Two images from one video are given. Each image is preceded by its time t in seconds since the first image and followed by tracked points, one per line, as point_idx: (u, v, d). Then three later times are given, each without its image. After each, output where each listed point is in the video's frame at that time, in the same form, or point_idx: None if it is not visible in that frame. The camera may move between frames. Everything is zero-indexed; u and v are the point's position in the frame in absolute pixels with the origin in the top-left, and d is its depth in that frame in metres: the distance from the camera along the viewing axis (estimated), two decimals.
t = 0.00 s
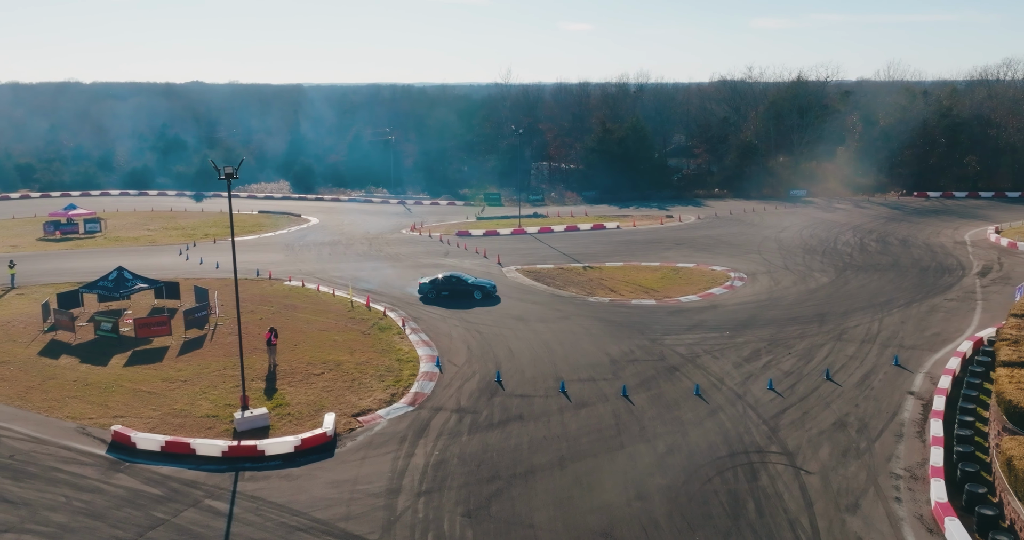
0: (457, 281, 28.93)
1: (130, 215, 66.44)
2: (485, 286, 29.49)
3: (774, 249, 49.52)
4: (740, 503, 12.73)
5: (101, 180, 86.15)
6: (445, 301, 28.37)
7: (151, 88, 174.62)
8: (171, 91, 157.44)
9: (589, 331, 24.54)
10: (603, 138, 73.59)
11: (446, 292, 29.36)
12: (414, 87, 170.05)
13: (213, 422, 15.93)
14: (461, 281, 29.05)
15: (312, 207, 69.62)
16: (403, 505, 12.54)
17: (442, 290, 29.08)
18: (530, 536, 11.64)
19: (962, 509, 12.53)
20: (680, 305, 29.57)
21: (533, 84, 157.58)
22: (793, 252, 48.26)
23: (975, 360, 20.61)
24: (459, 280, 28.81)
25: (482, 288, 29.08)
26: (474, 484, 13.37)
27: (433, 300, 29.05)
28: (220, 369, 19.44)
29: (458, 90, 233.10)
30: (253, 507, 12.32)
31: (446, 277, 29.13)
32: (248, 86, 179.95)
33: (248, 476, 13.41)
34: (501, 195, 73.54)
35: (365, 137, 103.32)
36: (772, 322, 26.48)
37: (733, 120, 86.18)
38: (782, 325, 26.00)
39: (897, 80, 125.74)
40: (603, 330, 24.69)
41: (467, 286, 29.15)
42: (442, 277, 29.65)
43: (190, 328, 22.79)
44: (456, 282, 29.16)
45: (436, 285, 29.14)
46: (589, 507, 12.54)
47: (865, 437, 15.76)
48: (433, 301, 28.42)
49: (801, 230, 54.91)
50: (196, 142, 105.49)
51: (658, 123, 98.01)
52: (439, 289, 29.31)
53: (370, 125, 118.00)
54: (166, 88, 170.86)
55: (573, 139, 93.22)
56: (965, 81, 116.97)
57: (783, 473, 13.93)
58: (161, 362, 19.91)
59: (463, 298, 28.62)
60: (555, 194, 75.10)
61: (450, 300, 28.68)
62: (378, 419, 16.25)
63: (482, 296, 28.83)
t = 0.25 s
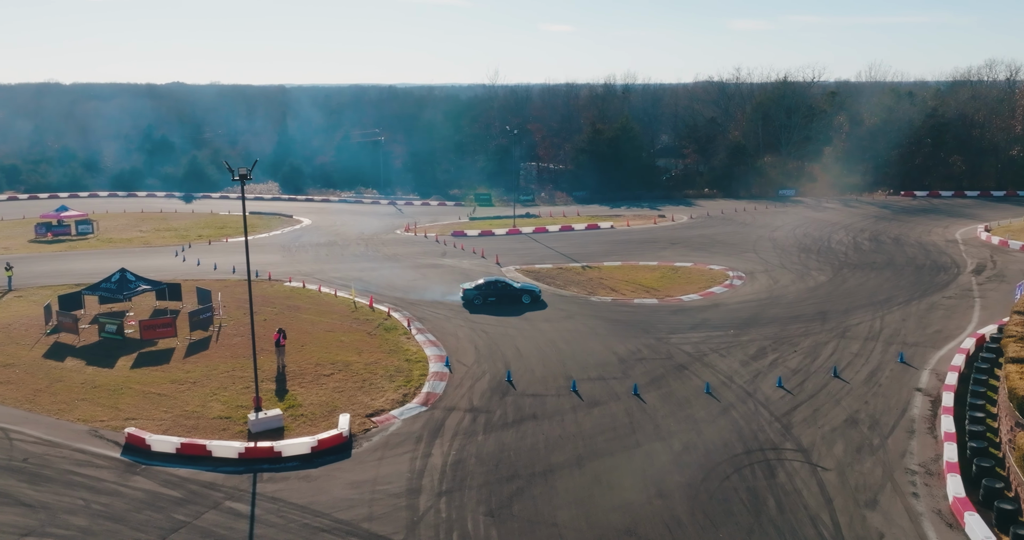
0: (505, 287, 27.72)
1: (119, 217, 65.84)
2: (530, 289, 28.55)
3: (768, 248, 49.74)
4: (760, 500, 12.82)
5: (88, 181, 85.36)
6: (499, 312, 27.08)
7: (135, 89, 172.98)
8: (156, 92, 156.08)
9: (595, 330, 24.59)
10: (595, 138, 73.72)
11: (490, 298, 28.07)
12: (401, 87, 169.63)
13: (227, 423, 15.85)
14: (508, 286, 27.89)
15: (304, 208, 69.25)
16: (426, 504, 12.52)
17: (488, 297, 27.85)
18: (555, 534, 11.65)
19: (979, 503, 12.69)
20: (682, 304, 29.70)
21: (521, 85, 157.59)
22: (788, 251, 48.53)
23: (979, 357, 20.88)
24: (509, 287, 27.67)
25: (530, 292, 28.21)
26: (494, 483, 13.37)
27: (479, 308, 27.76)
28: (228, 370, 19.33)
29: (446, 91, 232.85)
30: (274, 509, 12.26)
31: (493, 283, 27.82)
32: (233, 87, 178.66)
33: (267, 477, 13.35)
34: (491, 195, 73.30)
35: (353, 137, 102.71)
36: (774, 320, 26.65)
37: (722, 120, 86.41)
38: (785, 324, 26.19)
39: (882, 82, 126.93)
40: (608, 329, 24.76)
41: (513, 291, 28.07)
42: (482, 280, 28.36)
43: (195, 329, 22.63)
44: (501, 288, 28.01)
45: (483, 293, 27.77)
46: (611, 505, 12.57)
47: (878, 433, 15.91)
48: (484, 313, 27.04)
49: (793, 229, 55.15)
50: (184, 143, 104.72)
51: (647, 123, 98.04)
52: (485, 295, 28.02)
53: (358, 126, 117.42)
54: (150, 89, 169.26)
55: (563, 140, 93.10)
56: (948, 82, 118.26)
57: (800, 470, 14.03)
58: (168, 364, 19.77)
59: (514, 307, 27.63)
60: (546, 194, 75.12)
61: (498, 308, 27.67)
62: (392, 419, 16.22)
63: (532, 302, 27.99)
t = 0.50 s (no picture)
0: (562, 291, 27.25)
1: (109, 218, 65.19)
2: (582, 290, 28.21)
3: (762, 247, 49.93)
4: (780, 497, 12.88)
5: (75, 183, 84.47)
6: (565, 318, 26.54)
7: (119, 90, 171.30)
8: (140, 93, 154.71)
9: (601, 330, 24.63)
10: (584, 138, 73.66)
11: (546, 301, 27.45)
12: (389, 89, 169.07)
13: (240, 424, 15.76)
14: (564, 288, 27.42)
15: (296, 209, 68.86)
16: (448, 505, 12.50)
17: (546, 302, 27.19)
18: (580, 532, 11.66)
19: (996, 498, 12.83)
20: (685, 303, 29.81)
21: (508, 86, 157.41)
22: (783, 250, 48.73)
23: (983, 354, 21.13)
24: (567, 291, 27.29)
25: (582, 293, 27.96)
26: (514, 482, 13.35)
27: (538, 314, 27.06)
28: (237, 371, 19.23)
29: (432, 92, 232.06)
30: (296, 510, 12.20)
31: (550, 287, 27.21)
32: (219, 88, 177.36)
33: (286, 478, 13.29)
34: (482, 195, 73.07)
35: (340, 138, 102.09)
36: (777, 319, 26.82)
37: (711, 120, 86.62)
38: (788, 322, 26.37)
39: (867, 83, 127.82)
40: (613, 329, 24.81)
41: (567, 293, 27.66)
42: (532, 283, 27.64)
43: (201, 331, 22.48)
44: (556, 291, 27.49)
45: (541, 298, 27.08)
46: (633, 503, 12.59)
47: (890, 430, 16.05)
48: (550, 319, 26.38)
49: (786, 228, 55.37)
50: (171, 144, 103.79)
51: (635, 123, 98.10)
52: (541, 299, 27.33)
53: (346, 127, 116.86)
54: (134, 90, 167.68)
55: (552, 140, 92.97)
56: (932, 83, 119.28)
57: (816, 466, 14.12)
58: (176, 366, 19.62)
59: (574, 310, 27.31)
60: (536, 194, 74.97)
61: (558, 313, 27.15)
62: (406, 419, 16.18)
63: (588, 304, 27.82)
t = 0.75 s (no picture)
0: (625, 291, 27.45)
1: (99, 219, 64.58)
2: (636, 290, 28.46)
3: (757, 246, 50.21)
4: (799, 493, 12.98)
5: (63, 184, 83.64)
6: (635, 317, 26.65)
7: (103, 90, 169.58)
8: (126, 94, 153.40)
9: (607, 329, 24.70)
10: (575, 138, 73.65)
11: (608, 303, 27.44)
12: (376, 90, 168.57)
13: (254, 426, 15.68)
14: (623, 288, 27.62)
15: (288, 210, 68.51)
16: (471, 504, 12.49)
17: (610, 303, 27.19)
18: (604, 531, 11.69)
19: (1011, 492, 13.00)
20: (688, 302, 29.95)
21: (497, 86, 157.19)
22: (778, 248, 49.01)
23: (987, 351, 21.41)
24: (630, 291, 27.54)
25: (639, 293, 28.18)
26: (534, 481, 13.36)
27: (604, 315, 27.00)
28: (246, 373, 19.13)
29: (419, 93, 231.38)
30: (319, 511, 12.17)
31: (614, 288, 27.32)
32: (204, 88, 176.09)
33: (305, 479, 13.25)
34: (472, 196, 72.89)
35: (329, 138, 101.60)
36: (779, 317, 27.01)
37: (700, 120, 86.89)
38: (791, 320, 26.56)
39: (853, 84, 128.80)
40: (619, 327, 24.90)
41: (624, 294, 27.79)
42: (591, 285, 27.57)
43: (206, 332, 22.36)
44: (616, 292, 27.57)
45: (606, 299, 27.07)
46: (654, 501, 12.64)
47: (901, 426, 16.21)
48: (621, 320, 26.38)
49: (779, 227, 55.67)
50: (159, 145, 103.02)
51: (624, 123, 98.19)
52: (604, 300, 27.30)
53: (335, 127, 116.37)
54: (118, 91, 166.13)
55: (542, 140, 92.93)
56: (918, 83, 120.34)
57: (832, 463, 14.23)
58: (184, 368, 19.50)
59: (636, 310, 27.56)
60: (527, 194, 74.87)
61: (622, 313, 27.23)
62: (421, 420, 16.16)
63: (645, 303, 28.19)
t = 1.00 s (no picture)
0: (688, 290, 27.85)
1: (89, 221, 63.91)
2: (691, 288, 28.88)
3: (751, 245, 50.42)
4: (818, 490, 13.07)
5: (49, 186, 82.70)
6: (704, 315, 27.04)
7: (85, 91, 167.83)
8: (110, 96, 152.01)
9: (613, 327, 24.77)
10: (564, 139, 73.56)
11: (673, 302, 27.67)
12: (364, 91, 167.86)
13: (267, 427, 15.62)
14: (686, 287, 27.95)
15: (279, 211, 68.06)
16: (492, 503, 12.50)
17: (677, 302, 27.44)
18: (628, 528, 11.73)
19: None
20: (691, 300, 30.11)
21: (485, 87, 156.91)
22: (772, 247, 49.25)
23: (989, 348, 21.67)
24: (692, 289, 28.01)
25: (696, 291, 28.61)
26: (554, 481, 13.37)
27: (674, 313, 27.19)
28: (255, 374, 19.05)
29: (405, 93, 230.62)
30: (341, 512, 12.14)
31: (679, 286, 27.65)
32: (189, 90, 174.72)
33: (325, 481, 13.19)
34: (463, 197, 72.65)
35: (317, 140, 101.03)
36: (782, 315, 27.19)
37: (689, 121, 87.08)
38: (793, 318, 26.75)
39: (838, 84, 129.67)
40: (624, 326, 24.96)
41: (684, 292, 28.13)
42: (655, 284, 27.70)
43: (211, 333, 22.22)
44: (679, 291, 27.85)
45: (674, 298, 27.32)
46: (674, 499, 12.69)
47: (912, 422, 16.38)
48: (693, 318, 26.68)
49: (771, 226, 55.91)
50: (145, 146, 102.07)
51: (613, 123, 98.26)
52: (671, 300, 27.50)
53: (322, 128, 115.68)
54: (102, 92, 164.51)
55: (531, 140, 92.81)
56: (901, 83, 121.26)
57: (848, 460, 14.34)
58: (192, 369, 19.38)
59: (698, 308, 28.02)
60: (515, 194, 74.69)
61: (687, 312, 27.53)
62: (435, 419, 16.15)
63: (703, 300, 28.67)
